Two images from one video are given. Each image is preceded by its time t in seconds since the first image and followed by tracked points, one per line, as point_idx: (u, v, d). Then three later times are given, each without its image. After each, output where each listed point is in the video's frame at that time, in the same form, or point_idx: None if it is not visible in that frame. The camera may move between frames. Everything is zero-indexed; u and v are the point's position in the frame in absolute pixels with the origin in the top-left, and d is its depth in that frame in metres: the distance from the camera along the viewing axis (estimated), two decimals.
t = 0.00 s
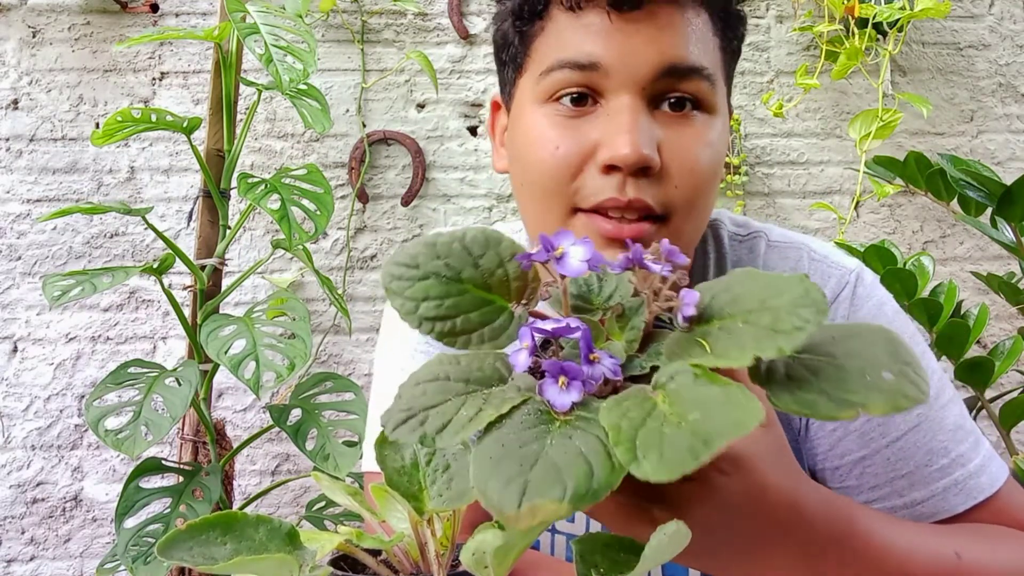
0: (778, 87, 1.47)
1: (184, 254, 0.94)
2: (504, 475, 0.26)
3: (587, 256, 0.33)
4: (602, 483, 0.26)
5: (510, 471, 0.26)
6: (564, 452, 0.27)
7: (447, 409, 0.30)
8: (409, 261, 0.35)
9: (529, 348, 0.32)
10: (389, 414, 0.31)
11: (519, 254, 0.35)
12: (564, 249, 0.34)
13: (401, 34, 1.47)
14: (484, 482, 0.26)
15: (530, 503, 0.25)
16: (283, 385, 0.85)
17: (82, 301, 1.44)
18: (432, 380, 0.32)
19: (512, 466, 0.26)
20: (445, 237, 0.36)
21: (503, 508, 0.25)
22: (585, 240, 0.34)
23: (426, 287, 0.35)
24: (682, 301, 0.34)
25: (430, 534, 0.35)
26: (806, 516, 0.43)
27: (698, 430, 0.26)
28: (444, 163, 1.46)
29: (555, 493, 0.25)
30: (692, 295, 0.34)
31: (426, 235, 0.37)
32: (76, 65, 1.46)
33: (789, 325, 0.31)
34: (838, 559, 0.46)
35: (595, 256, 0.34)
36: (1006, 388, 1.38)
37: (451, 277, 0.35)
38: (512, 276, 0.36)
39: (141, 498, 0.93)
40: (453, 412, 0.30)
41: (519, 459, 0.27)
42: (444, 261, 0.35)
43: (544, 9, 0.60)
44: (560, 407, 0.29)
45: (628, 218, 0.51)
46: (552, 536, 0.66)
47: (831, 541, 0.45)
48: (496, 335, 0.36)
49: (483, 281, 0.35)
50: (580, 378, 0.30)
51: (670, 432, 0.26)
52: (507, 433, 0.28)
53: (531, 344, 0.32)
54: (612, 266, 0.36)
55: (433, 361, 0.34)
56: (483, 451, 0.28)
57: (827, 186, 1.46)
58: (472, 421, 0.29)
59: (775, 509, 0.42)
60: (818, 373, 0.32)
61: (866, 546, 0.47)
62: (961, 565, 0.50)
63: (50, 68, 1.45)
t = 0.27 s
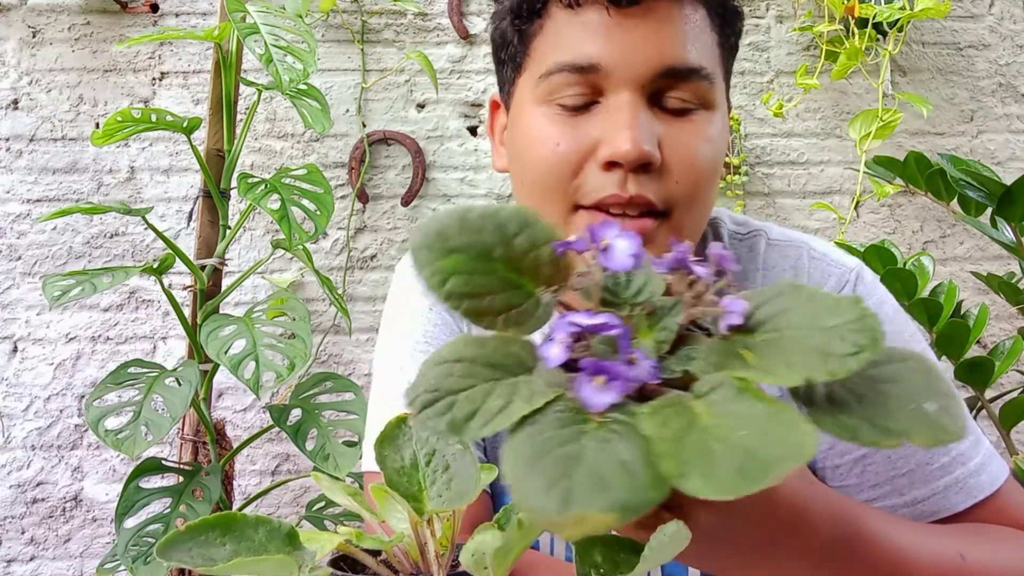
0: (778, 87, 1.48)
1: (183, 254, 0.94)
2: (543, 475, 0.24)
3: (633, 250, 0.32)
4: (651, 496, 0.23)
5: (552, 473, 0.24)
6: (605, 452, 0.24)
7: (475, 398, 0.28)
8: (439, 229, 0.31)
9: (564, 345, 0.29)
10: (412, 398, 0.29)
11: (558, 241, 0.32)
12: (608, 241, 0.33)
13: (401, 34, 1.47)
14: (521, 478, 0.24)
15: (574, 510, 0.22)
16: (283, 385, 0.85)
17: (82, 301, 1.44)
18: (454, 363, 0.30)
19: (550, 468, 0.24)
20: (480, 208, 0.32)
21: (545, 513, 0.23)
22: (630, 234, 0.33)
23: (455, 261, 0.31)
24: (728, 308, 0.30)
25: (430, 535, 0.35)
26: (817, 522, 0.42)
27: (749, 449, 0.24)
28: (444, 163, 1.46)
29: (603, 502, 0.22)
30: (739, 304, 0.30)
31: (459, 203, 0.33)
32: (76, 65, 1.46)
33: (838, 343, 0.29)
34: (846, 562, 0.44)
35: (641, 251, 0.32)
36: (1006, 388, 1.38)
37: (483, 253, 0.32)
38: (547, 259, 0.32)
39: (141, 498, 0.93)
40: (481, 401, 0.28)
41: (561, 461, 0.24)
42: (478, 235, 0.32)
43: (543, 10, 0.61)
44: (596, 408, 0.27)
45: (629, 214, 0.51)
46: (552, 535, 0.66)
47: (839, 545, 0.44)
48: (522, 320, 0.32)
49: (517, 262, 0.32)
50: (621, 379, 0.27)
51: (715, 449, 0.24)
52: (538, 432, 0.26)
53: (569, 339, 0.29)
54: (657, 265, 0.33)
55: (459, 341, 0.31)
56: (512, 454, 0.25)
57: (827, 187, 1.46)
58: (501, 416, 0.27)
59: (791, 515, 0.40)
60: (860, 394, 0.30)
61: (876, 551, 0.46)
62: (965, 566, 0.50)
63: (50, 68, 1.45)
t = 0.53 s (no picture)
0: (778, 87, 1.48)
1: (184, 254, 0.94)
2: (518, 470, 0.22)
3: (661, 251, 0.26)
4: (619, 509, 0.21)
5: (526, 471, 0.22)
6: (584, 459, 0.22)
7: (476, 382, 0.26)
8: (467, 203, 0.28)
9: (575, 338, 0.25)
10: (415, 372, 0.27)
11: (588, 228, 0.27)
12: (637, 236, 0.27)
13: (401, 34, 1.47)
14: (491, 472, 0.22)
15: (532, 518, 0.21)
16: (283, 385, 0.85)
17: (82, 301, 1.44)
18: (464, 343, 0.27)
19: (525, 468, 0.22)
20: (514, 186, 0.28)
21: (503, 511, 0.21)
22: (662, 230, 0.27)
23: (480, 238, 0.27)
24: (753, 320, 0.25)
25: (431, 534, 0.35)
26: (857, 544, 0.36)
27: (737, 478, 0.20)
28: (444, 163, 1.46)
29: (563, 514, 0.21)
30: (766, 317, 0.25)
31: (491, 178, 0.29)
32: (76, 65, 1.46)
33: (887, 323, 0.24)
34: None
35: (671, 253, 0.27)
36: (1006, 388, 1.38)
37: (511, 231, 0.28)
38: (578, 242, 0.28)
39: (141, 498, 0.93)
40: (483, 385, 0.26)
41: (541, 461, 0.22)
42: (508, 212, 0.28)
43: (512, 17, 0.63)
44: (595, 408, 0.24)
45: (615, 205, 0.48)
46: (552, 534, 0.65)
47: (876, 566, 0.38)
48: (548, 304, 0.28)
49: (549, 244, 0.28)
50: (623, 384, 0.24)
51: (699, 471, 0.21)
52: (527, 426, 0.23)
53: (579, 334, 0.25)
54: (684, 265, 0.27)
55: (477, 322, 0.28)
56: (495, 443, 0.23)
57: (827, 187, 1.46)
58: (504, 404, 0.25)
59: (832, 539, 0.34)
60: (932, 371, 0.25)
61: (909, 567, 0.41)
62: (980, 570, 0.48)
63: (50, 68, 1.45)
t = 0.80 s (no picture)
0: (778, 87, 1.48)
1: (184, 254, 0.94)
2: (520, 425, 0.27)
3: (706, 228, 0.29)
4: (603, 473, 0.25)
5: (525, 420, 0.27)
6: (585, 421, 0.27)
7: (501, 323, 0.31)
8: (537, 148, 0.32)
9: (603, 300, 0.29)
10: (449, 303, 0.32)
11: (640, 195, 0.31)
12: (685, 211, 0.30)
13: (401, 34, 1.47)
14: (498, 419, 0.27)
15: (524, 459, 0.26)
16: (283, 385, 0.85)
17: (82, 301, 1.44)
18: (499, 285, 0.32)
19: (532, 416, 0.27)
20: (581, 139, 0.32)
21: (499, 455, 0.26)
22: (714, 210, 0.30)
23: (540, 183, 0.32)
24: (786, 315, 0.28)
25: (430, 534, 0.35)
26: (843, 528, 0.35)
27: (725, 464, 0.24)
28: (444, 163, 1.46)
29: (549, 461, 0.25)
30: (797, 314, 0.28)
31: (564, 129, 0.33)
32: (76, 65, 1.46)
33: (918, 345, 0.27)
34: None
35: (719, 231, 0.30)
36: (1005, 388, 1.38)
37: (569, 183, 0.32)
38: (632, 206, 0.32)
39: (141, 497, 0.93)
40: (506, 328, 0.31)
41: (543, 416, 0.27)
42: (570, 163, 0.32)
43: (495, 23, 0.64)
44: (609, 370, 0.28)
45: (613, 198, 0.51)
46: (551, 534, 0.65)
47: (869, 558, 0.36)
48: (592, 260, 0.32)
49: (601, 202, 0.32)
50: (639, 352, 0.28)
51: (694, 453, 0.24)
52: (544, 377, 0.28)
53: (606, 297, 0.29)
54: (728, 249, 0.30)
55: (518, 266, 0.32)
56: (507, 386, 0.28)
57: (827, 186, 1.46)
58: (515, 348, 0.30)
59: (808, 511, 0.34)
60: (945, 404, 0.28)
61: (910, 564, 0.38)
62: None
63: (50, 68, 1.45)
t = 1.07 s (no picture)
0: (778, 87, 1.48)
1: (184, 254, 0.94)
2: (526, 424, 0.27)
3: (706, 226, 0.30)
4: (615, 471, 0.25)
5: (533, 421, 0.27)
6: (594, 421, 0.26)
7: (502, 327, 0.31)
8: (532, 151, 0.32)
9: (604, 300, 0.29)
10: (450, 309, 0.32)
11: (636, 195, 0.31)
12: (685, 209, 0.30)
13: (401, 34, 1.47)
14: (504, 420, 0.27)
15: (535, 461, 0.25)
16: (283, 385, 0.85)
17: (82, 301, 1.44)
18: (498, 289, 0.32)
19: (540, 417, 0.27)
20: (575, 142, 0.33)
21: (507, 455, 0.26)
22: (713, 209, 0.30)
23: (536, 185, 0.32)
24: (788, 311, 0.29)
25: (430, 535, 0.35)
26: (843, 528, 0.35)
27: (739, 458, 0.24)
28: (444, 163, 1.46)
29: (560, 461, 0.25)
30: (798, 310, 0.29)
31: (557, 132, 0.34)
32: (76, 65, 1.46)
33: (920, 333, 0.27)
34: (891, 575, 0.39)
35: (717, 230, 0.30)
36: (1005, 388, 1.38)
37: (565, 186, 0.32)
38: (628, 208, 0.33)
39: (141, 498, 0.93)
40: (507, 332, 0.31)
41: (549, 415, 0.27)
42: (566, 166, 0.32)
43: (500, 16, 0.64)
44: (613, 370, 0.28)
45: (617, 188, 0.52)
46: (551, 534, 0.65)
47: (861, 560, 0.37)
48: (588, 264, 0.32)
49: (597, 204, 0.32)
50: (643, 350, 0.28)
51: (707, 449, 0.24)
52: (551, 378, 0.28)
53: (608, 297, 0.29)
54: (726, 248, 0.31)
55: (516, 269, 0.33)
56: (513, 388, 0.28)
57: (827, 186, 1.46)
58: (517, 351, 0.30)
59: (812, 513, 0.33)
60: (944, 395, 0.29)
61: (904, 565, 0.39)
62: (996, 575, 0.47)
63: (50, 68, 1.45)
